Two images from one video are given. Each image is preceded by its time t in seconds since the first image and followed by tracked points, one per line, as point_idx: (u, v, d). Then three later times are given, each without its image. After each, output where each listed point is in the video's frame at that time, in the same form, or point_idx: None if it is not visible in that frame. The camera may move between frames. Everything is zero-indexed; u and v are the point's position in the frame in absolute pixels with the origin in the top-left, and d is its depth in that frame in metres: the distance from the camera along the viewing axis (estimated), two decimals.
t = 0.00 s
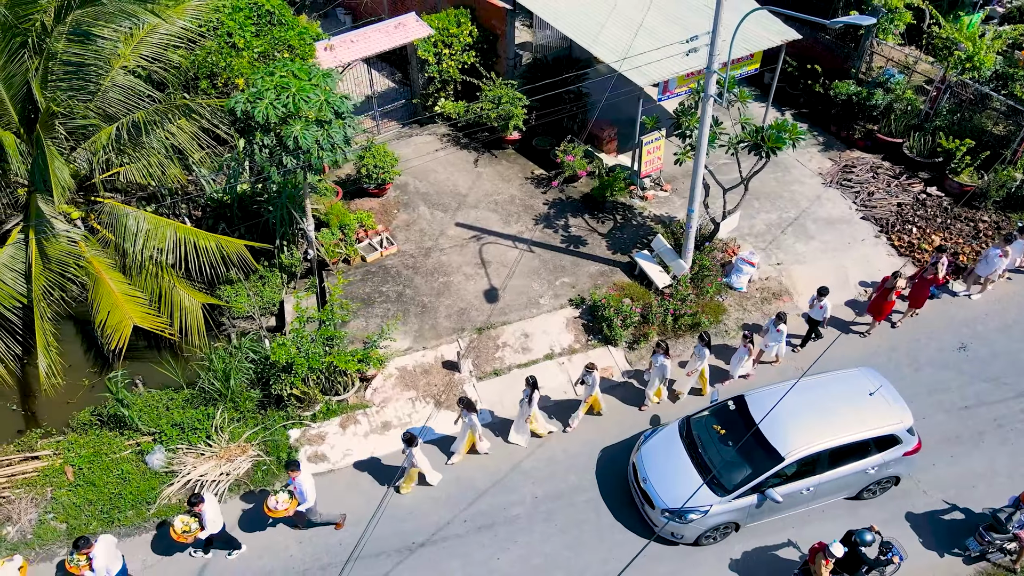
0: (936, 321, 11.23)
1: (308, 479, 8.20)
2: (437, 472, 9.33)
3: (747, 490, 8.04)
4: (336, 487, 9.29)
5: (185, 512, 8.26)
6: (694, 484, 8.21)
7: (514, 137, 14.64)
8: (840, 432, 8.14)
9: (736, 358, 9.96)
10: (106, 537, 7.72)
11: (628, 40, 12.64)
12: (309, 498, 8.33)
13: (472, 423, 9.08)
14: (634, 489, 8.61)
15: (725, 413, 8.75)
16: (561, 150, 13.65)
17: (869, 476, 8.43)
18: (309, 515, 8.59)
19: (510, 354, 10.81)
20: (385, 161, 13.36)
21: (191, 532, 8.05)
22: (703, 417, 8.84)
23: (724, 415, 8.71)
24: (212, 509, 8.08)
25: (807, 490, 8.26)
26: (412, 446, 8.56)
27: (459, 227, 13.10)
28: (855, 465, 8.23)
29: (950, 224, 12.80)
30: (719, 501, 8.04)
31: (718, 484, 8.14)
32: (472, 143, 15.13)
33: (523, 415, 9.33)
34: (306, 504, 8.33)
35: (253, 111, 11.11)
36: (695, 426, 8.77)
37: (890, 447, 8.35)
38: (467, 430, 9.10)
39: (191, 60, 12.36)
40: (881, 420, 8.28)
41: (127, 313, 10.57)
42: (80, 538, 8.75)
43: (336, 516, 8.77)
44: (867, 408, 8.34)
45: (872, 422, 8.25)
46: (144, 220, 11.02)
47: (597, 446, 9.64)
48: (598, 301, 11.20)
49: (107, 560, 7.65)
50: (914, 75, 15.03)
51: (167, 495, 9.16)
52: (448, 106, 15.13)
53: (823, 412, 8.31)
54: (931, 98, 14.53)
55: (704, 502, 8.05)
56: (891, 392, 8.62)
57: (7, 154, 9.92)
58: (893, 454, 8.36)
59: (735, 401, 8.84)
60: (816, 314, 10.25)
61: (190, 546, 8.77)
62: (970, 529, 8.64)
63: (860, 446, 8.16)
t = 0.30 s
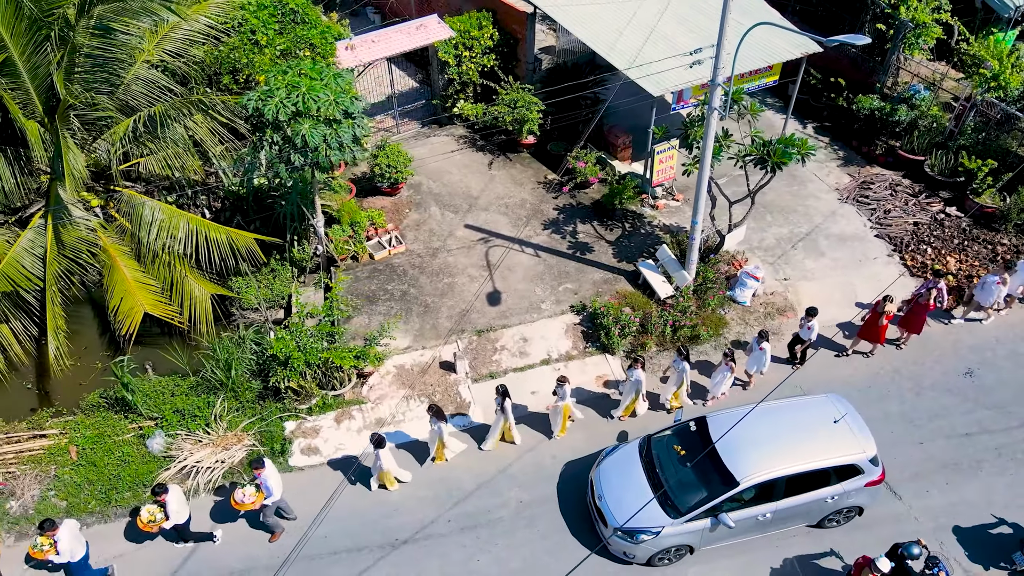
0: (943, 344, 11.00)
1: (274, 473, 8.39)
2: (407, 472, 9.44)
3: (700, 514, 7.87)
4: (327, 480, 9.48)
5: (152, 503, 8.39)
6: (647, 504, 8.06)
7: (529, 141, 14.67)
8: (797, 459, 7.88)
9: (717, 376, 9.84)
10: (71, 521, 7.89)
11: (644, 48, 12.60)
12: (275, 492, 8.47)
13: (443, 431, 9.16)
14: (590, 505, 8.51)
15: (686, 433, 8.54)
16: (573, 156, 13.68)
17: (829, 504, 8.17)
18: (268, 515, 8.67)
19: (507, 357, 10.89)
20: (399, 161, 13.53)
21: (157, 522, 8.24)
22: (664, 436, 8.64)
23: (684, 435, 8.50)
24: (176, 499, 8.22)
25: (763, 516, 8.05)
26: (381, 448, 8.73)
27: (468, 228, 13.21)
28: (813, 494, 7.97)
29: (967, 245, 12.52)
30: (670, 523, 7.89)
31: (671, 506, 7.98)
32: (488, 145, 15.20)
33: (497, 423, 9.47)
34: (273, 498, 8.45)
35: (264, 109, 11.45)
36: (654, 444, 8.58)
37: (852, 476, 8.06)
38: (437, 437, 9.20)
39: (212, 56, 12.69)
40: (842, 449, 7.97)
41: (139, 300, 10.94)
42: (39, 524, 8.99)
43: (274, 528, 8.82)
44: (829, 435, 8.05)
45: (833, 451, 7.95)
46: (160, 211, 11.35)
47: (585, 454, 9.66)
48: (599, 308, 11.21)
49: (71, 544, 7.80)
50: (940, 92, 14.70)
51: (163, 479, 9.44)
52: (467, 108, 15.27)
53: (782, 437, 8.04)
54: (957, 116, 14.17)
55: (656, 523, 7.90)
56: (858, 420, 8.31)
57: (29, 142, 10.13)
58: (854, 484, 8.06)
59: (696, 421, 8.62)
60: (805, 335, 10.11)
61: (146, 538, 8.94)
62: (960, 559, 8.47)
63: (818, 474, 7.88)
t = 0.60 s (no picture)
0: (948, 368, 10.78)
1: (240, 473, 8.57)
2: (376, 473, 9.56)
3: (650, 532, 7.74)
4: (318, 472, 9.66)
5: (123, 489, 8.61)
6: (600, 518, 7.97)
7: (544, 145, 14.71)
8: (752, 482, 7.71)
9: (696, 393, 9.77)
10: (43, 504, 8.21)
11: (658, 56, 12.58)
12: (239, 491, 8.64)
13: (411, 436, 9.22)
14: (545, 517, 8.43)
15: (645, 449, 8.42)
16: (584, 162, 13.72)
17: (784, 529, 7.99)
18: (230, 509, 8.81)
19: (504, 360, 10.96)
20: (411, 161, 13.70)
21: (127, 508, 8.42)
22: (623, 451, 8.52)
23: (642, 451, 8.38)
24: (145, 488, 8.46)
25: (715, 537, 7.89)
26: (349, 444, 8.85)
27: (476, 230, 13.31)
28: (767, 518, 7.79)
29: (982, 267, 12.24)
30: (619, 539, 7.77)
31: (622, 522, 7.87)
32: (503, 147, 15.25)
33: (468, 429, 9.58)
34: (236, 496, 8.61)
35: (274, 106, 11.68)
36: (612, 459, 8.48)
37: (809, 502, 7.87)
38: (405, 443, 9.27)
39: (233, 52, 13.01)
40: (798, 474, 7.78)
41: (150, 287, 11.26)
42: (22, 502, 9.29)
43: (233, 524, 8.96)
44: (787, 458, 7.86)
45: (789, 475, 7.76)
46: (174, 201, 11.64)
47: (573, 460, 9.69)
48: (598, 316, 11.22)
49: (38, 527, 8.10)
50: (965, 109, 14.38)
51: (160, 462, 9.71)
52: (484, 111, 15.38)
53: (739, 459, 7.88)
54: (982, 135, 13.84)
55: (605, 538, 7.80)
56: (819, 444, 8.11)
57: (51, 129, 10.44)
58: (810, 510, 7.86)
59: (655, 438, 8.50)
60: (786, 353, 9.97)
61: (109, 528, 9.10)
62: None
63: (772, 498, 7.70)
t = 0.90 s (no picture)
0: (951, 391, 10.57)
1: (208, 464, 8.65)
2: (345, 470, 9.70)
3: (598, 545, 7.64)
4: (310, 463, 9.88)
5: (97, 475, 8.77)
6: (551, 529, 7.92)
7: (557, 150, 14.79)
8: (702, 500, 7.56)
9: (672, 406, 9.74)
10: (16, 488, 8.47)
11: (677, 66, 12.52)
12: (208, 482, 8.70)
13: (382, 435, 9.31)
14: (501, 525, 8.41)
15: (602, 461, 8.34)
16: (595, 168, 13.76)
17: (736, 549, 7.80)
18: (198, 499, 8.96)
19: (500, 362, 11.05)
20: (424, 161, 13.86)
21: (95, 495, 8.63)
22: (581, 463, 8.45)
23: (598, 463, 8.30)
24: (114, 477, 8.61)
25: (665, 554, 7.76)
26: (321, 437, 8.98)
27: (484, 232, 13.41)
28: (717, 537, 7.61)
29: (995, 290, 11.97)
30: (567, 551, 7.71)
31: (571, 534, 7.80)
32: (519, 150, 15.32)
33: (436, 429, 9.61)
34: (204, 488, 8.68)
35: (285, 103, 11.94)
36: (569, 469, 8.41)
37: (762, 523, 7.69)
38: (376, 443, 9.32)
39: (254, 48, 13.33)
40: (750, 494, 7.59)
41: (163, 275, 11.61)
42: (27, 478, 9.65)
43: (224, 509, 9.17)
44: (741, 478, 7.69)
45: (741, 495, 7.59)
46: (188, 192, 11.95)
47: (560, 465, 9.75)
48: (597, 323, 11.24)
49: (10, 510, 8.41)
50: (990, 128, 14.11)
51: (159, 446, 10.01)
52: (501, 114, 15.49)
53: (691, 476, 7.74)
54: (1005, 155, 13.52)
55: (554, 549, 7.75)
56: (778, 465, 7.92)
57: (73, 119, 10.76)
58: (763, 531, 7.66)
59: (614, 450, 8.41)
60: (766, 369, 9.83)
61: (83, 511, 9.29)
62: None
63: (723, 517, 7.54)
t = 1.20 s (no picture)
0: (952, 415, 10.37)
1: (182, 451, 8.93)
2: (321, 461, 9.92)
3: (544, 552, 7.63)
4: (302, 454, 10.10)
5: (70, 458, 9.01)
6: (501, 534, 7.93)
7: (571, 154, 14.82)
8: (651, 513, 7.51)
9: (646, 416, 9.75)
10: None
11: (690, 76, 12.54)
12: (182, 469, 9.00)
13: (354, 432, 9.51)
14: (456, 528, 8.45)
15: (559, 470, 8.34)
16: (605, 174, 13.79)
17: (685, 565, 7.70)
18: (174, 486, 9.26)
19: (496, 364, 11.14)
20: (437, 161, 14.04)
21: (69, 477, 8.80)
22: (538, 471, 8.46)
23: (554, 472, 8.30)
24: (88, 461, 8.86)
25: (613, 566, 7.69)
26: (292, 432, 9.23)
27: (491, 233, 13.51)
28: (664, 551, 7.53)
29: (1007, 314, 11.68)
30: (514, 557, 7.73)
31: (520, 540, 7.82)
32: (533, 154, 15.37)
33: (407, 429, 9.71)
34: (178, 475, 8.98)
35: (294, 100, 12.32)
36: (526, 476, 8.43)
37: (711, 540, 7.58)
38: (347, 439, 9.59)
39: (276, 46, 13.64)
40: (699, 510, 7.52)
41: (176, 264, 12.00)
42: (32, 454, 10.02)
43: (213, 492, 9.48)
44: (691, 493, 7.63)
45: (690, 510, 7.51)
46: (204, 184, 12.27)
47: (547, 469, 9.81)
48: (594, 329, 11.27)
49: None
50: (1015, 147, 13.79)
51: (159, 430, 10.31)
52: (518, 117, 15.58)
53: (641, 489, 7.71)
54: None
55: (502, 554, 7.77)
56: (732, 483, 7.84)
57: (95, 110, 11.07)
58: (712, 548, 7.56)
59: (571, 459, 8.41)
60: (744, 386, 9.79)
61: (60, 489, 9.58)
62: None
63: (670, 532, 7.47)
